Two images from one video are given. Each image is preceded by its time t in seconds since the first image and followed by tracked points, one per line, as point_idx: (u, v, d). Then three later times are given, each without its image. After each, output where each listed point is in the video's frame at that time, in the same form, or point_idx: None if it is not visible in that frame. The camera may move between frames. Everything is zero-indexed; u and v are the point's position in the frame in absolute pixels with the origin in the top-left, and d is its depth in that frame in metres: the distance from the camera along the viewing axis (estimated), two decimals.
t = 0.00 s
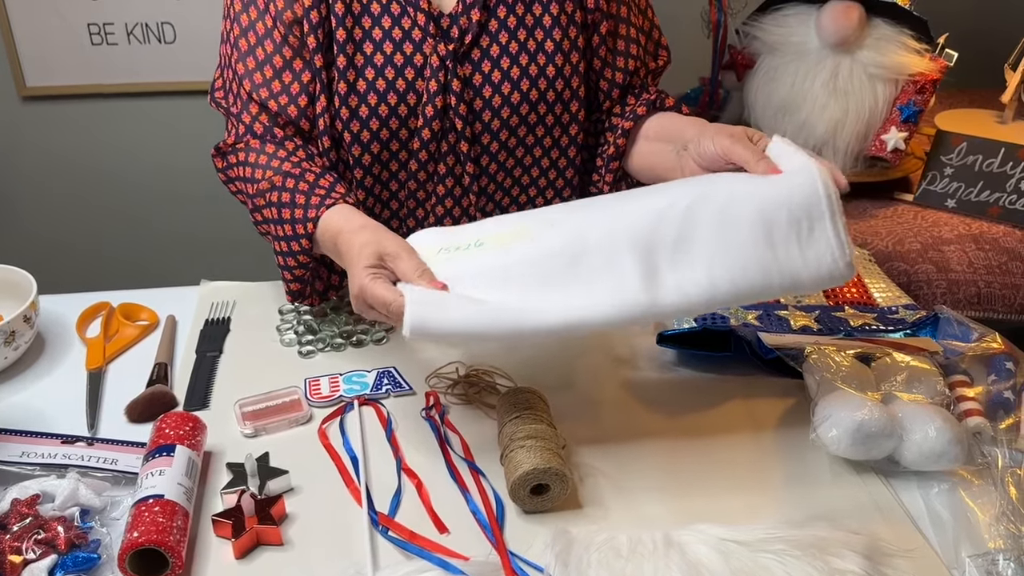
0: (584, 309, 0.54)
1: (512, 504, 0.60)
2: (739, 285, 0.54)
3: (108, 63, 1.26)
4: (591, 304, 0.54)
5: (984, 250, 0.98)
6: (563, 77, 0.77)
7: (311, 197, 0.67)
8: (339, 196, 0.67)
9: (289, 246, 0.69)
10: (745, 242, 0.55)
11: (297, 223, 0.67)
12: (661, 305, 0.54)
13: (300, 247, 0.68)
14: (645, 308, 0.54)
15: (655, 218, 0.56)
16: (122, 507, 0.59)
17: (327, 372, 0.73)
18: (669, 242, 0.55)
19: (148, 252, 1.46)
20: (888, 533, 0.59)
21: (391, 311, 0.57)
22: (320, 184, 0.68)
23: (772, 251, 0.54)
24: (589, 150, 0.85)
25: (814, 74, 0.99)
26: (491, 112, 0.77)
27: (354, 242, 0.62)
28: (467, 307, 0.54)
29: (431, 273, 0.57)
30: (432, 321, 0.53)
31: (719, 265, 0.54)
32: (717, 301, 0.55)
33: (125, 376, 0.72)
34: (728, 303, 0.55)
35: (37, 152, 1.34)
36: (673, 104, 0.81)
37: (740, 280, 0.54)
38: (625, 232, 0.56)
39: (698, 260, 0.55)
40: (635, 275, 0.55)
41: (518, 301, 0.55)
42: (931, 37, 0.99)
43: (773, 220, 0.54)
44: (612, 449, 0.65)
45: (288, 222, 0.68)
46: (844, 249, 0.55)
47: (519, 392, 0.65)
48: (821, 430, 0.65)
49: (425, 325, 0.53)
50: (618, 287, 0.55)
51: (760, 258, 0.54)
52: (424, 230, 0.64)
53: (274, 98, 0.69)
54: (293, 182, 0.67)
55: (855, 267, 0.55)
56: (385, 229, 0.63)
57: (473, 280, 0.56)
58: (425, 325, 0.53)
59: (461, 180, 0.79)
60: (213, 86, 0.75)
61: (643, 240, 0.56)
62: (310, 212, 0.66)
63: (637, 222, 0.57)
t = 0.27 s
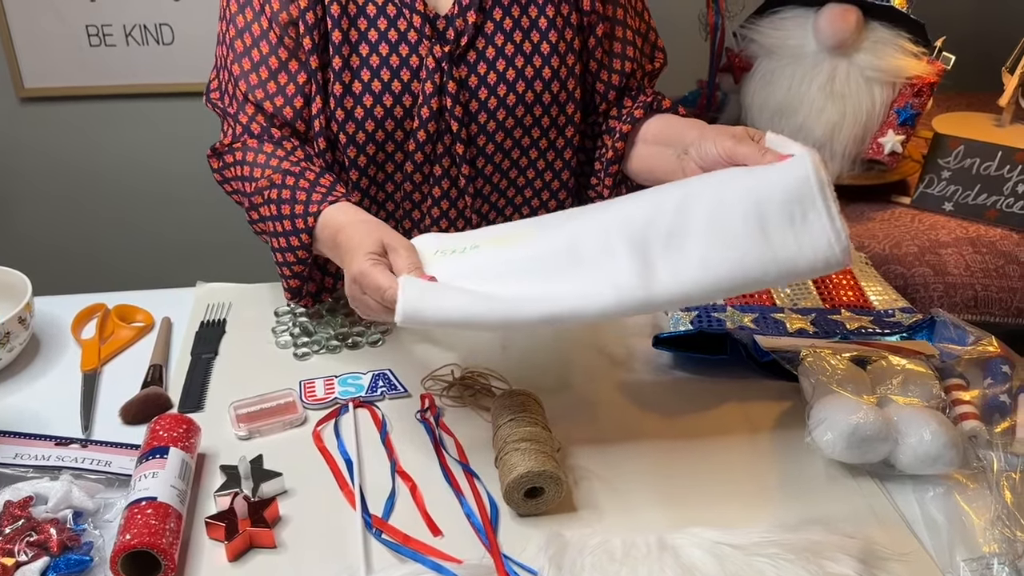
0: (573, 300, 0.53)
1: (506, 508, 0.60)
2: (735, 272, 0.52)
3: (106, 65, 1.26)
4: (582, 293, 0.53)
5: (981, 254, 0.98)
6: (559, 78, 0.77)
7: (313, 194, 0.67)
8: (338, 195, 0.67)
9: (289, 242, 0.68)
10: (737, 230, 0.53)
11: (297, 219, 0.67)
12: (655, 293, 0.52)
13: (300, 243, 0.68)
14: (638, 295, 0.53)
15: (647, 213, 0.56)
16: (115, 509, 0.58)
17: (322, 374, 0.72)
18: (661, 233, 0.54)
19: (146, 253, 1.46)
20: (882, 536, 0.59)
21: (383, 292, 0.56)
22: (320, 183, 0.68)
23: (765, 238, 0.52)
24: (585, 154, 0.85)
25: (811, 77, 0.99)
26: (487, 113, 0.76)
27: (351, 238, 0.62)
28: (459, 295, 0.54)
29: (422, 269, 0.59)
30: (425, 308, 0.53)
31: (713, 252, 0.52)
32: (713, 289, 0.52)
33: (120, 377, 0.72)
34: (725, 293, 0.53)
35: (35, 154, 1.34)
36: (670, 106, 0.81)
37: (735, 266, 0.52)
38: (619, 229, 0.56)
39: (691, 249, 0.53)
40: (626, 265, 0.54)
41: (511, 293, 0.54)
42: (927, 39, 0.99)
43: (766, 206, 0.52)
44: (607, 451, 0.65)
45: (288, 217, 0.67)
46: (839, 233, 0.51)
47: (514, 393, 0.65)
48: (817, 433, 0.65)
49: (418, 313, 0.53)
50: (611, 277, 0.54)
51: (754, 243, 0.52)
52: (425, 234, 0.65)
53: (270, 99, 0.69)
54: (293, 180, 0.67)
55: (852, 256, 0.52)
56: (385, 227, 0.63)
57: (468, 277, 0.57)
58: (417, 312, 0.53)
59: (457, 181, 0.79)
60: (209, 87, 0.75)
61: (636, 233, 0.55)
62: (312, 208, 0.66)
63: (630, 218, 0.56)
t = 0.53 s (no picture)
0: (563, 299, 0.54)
1: (499, 513, 0.60)
2: (722, 264, 0.52)
3: (104, 68, 1.26)
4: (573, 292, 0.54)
5: (976, 259, 0.99)
6: (554, 83, 0.77)
7: (307, 202, 0.67)
8: (333, 202, 0.67)
9: (284, 250, 0.69)
10: (726, 223, 0.53)
11: (293, 228, 0.67)
12: (643, 284, 0.53)
13: (295, 252, 0.68)
14: (628, 290, 0.53)
15: (636, 213, 0.56)
16: (110, 514, 0.59)
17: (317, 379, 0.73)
18: (649, 229, 0.55)
19: (143, 256, 1.46)
20: (874, 542, 0.59)
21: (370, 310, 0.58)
22: (315, 190, 0.68)
23: (753, 230, 0.52)
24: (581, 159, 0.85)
25: (807, 83, 0.99)
26: (482, 118, 0.77)
27: (344, 249, 0.63)
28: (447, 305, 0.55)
29: (404, 282, 0.59)
30: (409, 330, 0.54)
31: (702, 246, 0.53)
32: (701, 281, 0.52)
33: (116, 382, 0.72)
34: (713, 285, 0.53)
35: (33, 157, 1.34)
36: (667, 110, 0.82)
37: (723, 258, 0.52)
38: (609, 225, 0.56)
39: (679, 241, 0.53)
40: (617, 262, 0.54)
41: (502, 292, 0.55)
42: (923, 44, 0.99)
43: (751, 200, 0.52)
44: (601, 456, 0.65)
45: (283, 226, 0.68)
46: (826, 224, 0.52)
47: (509, 398, 0.66)
48: (810, 439, 0.65)
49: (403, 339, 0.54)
50: (599, 271, 0.54)
51: (741, 236, 0.52)
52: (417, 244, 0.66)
53: (266, 104, 0.70)
54: (289, 188, 0.68)
55: (838, 245, 0.52)
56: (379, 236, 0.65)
57: (459, 280, 0.58)
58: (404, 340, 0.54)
59: (453, 185, 0.79)
60: (206, 91, 0.76)
61: (625, 232, 0.55)
62: (305, 217, 0.66)
63: (619, 217, 0.56)
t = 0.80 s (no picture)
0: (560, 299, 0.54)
1: (496, 517, 0.60)
2: (719, 258, 0.52)
3: (104, 71, 1.26)
4: (569, 292, 0.54)
5: (975, 263, 0.99)
6: (553, 89, 0.77)
7: (302, 209, 0.67)
8: (329, 207, 0.67)
9: (281, 258, 0.69)
10: (721, 216, 0.52)
11: (289, 236, 0.67)
12: (640, 281, 0.53)
13: (292, 258, 0.69)
14: (625, 289, 0.53)
15: (630, 208, 0.56)
16: (107, 518, 0.59)
17: (315, 383, 0.73)
18: (645, 225, 0.54)
19: (142, 260, 1.46)
20: (871, 547, 0.59)
21: (368, 322, 0.58)
22: (311, 196, 0.68)
23: (750, 223, 0.51)
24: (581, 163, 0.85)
25: (806, 87, 0.99)
26: (481, 122, 0.77)
27: (340, 255, 0.64)
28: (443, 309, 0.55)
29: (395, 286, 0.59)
30: (404, 335, 0.55)
31: (698, 241, 0.52)
32: (700, 276, 0.52)
33: (114, 385, 0.72)
34: (710, 279, 0.53)
35: (33, 159, 1.34)
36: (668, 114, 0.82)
37: (721, 253, 0.52)
38: (605, 221, 0.56)
39: (675, 235, 0.53)
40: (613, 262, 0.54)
41: (498, 293, 0.55)
42: (922, 49, 0.99)
43: (746, 190, 0.52)
44: (598, 461, 0.66)
45: (279, 234, 0.68)
46: (822, 215, 0.51)
47: (507, 403, 0.66)
48: (808, 444, 0.65)
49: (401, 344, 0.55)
50: (595, 269, 0.54)
51: (737, 228, 0.52)
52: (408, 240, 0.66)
53: (265, 109, 0.70)
54: (284, 194, 0.68)
55: (837, 236, 0.52)
56: (376, 241, 0.65)
57: (454, 280, 0.57)
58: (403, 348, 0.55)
59: (452, 189, 0.79)
60: (206, 96, 0.76)
61: (620, 228, 0.55)
62: (300, 224, 0.67)
63: (613, 212, 0.56)
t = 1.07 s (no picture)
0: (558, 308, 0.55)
1: (499, 522, 0.60)
2: (712, 270, 0.54)
3: (106, 75, 1.26)
4: (567, 301, 0.55)
5: (977, 267, 0.99)
6: (555, 93, 0.77)
7: (292, 214, 0.67)
8: (319, 212, 0.67)
9: (272, 265, 0.69)
10: (715, 224, 0.54)
11: (280, 244, 0.68)
12: (637, 291, 0.55)
13: (281, 267, 0.69)
14: (620, 299, 0.55)
15: (627, 206, 0.55)
16: (109, 521, 0.59)
17: (317, 387, 0.73)
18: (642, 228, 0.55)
19: (143, 263, 1.46)
20: (874, 552, 0.59)
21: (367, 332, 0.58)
22: (303, 200, 0.68)
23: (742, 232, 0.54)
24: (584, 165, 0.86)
25: (807, 91, 0.99)
26: (482, 126, 0.77)
27: (327, 262, 0.63)
28: (440, 316, 0.55)
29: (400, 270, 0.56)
30: (409, 343, 0.55)
31: (693, 249, 0.54)
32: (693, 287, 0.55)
33: (116, 389, 0.72)
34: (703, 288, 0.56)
35: (35, 162, 1.34)
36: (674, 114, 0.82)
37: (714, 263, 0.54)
38: (600, 216, 0.55)
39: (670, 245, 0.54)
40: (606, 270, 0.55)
41: (494, 299, 0.55)
42: (923, 52, 1.00)
43: (742, 202, 0.53)
44: (600, 465, 0.66)
45: (270, 241, 0.68)
46: (814, 226, 0.54)
47: (507, 408, 0.65)
48: (810, 448, 0.65)
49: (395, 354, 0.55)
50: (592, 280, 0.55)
51: (730, 237, 0.54)
52: (396, 236, 0.62)
53: (265, 113, 0.70)
54: (276, 200, 0.68)
55: (825, 247, 0.56)
56: (354, 244, 0.63)
57: (452, 277, 0.55)
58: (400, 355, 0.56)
59: (454, 194, 0.79)
60: (207, 100, 0.76)
61: (616, 230, 0.55)
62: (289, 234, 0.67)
63: (608, 209, 0.55)
